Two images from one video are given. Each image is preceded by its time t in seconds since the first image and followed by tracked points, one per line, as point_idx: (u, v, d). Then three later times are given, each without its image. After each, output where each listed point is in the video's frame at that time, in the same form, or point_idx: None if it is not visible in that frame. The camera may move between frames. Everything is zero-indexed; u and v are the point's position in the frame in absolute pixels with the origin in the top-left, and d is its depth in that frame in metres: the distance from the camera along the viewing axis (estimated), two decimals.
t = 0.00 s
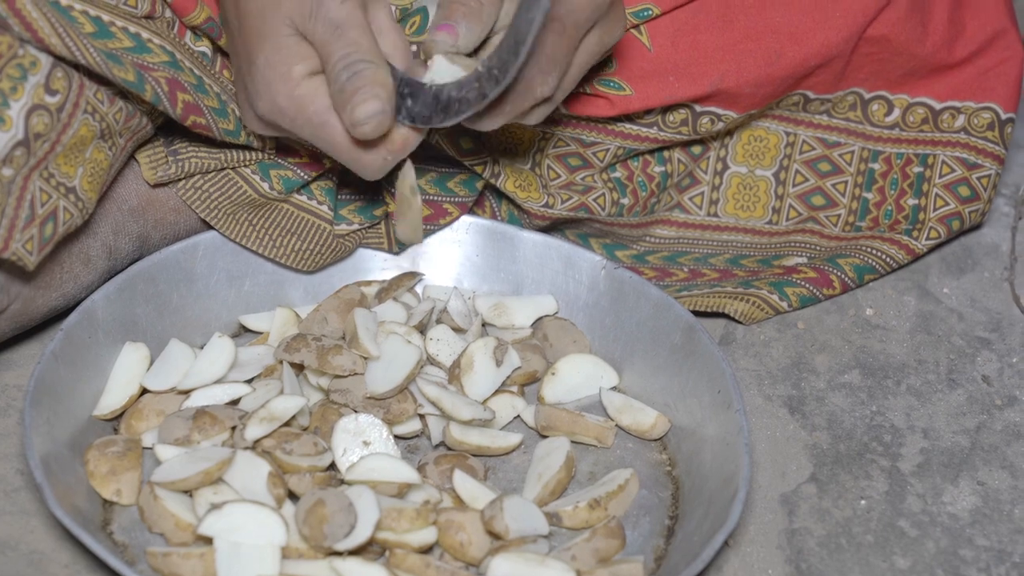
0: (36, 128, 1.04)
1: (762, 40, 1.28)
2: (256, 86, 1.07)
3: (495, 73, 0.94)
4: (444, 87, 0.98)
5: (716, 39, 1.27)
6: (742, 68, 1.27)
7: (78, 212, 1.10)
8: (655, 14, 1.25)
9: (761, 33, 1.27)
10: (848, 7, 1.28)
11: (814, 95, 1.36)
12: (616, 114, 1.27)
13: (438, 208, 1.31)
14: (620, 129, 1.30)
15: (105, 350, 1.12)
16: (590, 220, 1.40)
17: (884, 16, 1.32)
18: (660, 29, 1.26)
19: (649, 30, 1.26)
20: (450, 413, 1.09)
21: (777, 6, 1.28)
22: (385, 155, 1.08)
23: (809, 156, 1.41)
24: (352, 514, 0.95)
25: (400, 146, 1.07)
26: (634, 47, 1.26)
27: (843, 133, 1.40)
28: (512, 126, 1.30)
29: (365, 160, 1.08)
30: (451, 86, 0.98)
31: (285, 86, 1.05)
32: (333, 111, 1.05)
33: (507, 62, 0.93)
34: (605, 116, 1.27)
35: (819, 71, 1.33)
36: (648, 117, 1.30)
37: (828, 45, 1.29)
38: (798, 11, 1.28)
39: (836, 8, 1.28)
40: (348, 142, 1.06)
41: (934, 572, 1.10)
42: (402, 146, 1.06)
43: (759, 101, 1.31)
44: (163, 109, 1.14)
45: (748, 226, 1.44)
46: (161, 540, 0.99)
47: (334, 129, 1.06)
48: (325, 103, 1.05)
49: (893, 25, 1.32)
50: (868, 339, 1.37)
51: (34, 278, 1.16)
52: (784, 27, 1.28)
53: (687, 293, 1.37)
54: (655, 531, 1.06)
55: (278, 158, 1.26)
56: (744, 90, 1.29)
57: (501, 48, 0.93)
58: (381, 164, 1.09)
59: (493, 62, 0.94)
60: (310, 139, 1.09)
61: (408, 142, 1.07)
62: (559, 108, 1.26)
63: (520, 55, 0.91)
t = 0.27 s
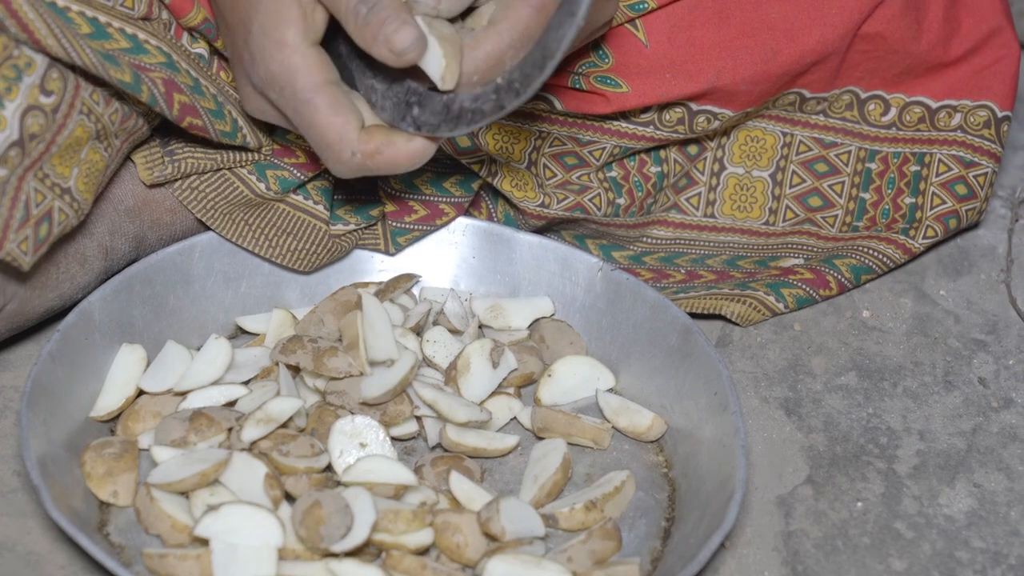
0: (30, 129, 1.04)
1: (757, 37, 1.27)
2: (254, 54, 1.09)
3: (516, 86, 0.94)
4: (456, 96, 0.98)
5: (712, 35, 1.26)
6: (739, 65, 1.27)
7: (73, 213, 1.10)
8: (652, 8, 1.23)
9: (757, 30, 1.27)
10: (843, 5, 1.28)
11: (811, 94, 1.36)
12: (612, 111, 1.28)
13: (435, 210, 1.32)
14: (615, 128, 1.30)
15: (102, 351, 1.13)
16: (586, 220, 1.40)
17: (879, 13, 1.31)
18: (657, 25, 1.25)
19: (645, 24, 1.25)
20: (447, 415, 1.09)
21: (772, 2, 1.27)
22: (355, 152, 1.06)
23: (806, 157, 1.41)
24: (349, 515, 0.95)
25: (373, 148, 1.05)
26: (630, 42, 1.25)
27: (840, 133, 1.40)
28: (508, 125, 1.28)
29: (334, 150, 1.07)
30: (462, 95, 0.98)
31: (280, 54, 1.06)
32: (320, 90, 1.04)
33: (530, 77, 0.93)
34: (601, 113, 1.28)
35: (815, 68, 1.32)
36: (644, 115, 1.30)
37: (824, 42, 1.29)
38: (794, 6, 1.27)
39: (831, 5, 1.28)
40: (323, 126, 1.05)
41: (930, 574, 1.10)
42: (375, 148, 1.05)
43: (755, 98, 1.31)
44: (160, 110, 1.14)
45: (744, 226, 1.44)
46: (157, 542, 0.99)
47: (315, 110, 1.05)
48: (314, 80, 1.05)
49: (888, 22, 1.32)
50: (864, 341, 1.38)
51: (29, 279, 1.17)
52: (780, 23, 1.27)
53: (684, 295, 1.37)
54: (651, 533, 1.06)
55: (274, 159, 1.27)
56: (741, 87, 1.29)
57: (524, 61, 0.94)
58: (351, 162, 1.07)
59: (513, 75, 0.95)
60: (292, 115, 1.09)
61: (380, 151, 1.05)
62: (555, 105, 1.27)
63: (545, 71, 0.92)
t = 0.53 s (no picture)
0: (25, 129, 1.04)
1: (751, 35, 1.27)
2: (251, 41, 1.09)
3: (504, 67, 0.98)
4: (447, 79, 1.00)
5: (706, 33, 1.27)
6: (732, 63, 1.27)
7: (68, 213, 1.10)
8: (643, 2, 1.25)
9: (751, 28, 1.27)
10: (837, 3, 1.28)
11: (806, 94, 1.36)
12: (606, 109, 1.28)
13: (430, 210, 1.32)
14: (609, 127, 1.31)
15: (97, 352, 1.13)
16: (581, 222, 1.40)
17: (874, 12, 1.31)
18: (651, 22, 1.26)
19: (639, 21, 1.26)
20: (442, 416, 1.10)
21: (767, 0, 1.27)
22: (355, 136, 1.06)
23: (801, 158, 1.41)
24: (344, 517, 0.95)
25: (373, 132, 1.05)
26: (623, 39, 1.26)
27: (835, 134, 1.40)
28: (501, 121, 1.32)
29: (333, 136, 1.07)
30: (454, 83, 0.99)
31: (278, 41, 1.06)
32: (317, 76, 1.05)
33: (517, 57, 0.97)
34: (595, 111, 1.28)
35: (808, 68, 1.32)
36: (638, 113, 1.30)
37: (818, 40, 1.29)
38: (788, 5, 1.27)
39: (825, 3, 1.28)
40: (322, 112, 1.05)
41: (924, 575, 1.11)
42: (375, 133, 1.05)
43: (749, 97, 1.32)
44: (154, 110, 1.14)
45: (740, 228, 1.44)
46: (153, 543, 0.99)
47: (313, 95, 1.05)
48: (311, 66, 1.06)
49: (883, 21, 1.32)
50: (859, 343, 1.38)
51: (24, 279, 1.17)
52: (774, 21, 1.27)
53: (680, 297, 1.37)
54: (646, 534, 1.06)
55: (271, 158, 1.27)
56: (734, 86, 1.29)
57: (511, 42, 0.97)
58: (350, 147, 1.07)
59: (501, 57, 0.98)
60: (290, 102, 1.09)
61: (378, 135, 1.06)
62: (548, 102, 1.28)
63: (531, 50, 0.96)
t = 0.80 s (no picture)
0: (27, 133, 1.04)
1: (748, 41, 1.27)
2: (269, 44, 1.11)
3: (517, 73, 1.00)
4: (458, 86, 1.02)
5: (703, 39, 1.27)
6: (730, 70, 1.28)
7: (68, 217, 1.10)
8: (641, 8, 1.25)
9: (749, 34, 1.27)
10: (835, 9, 1.28)
11: (803, 99, 1.36)
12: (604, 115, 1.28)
13: (428, 212, 1.32)
14: (607, 132, 1.31)
15: (96, 354, 1.13)
16: (578, 225, 1.40)
17: (872, 18, 1.32)
18: (649, 29, 1.26)
19: (637, 28, 1.26)
20: (440, 418, 1.10)
21: (765, 7, 1.27)
22: (370, 138, 1.06)
23: (798, 162, 1.41)
24: (342, 519, 0.95)
25: (387, 134, 1.06)
26: (621, 46, 1.26)
27: (833, 138, 1.40)
28: (500, 127, 1.31)
29: (348, 139, 1.07)
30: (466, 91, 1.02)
31: (297, 44, 1.08)
32: (333, 79, 1.07)
33: (530, 64, 0.99)
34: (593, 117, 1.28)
35: (805, 73, 1.32)
36: (636, 119, 1.30)
37: (816, 47, 1.29)
38: (786, 11, 1.27)
39: (823, 9, 1.28)
40: (337, 115, 1.06)
41: None
42: (390, 134, 1.06)
43: (746, 102, 1.32)
44: (155, 113, 1.14)
45: (737, 231, 1.45)
46: (151, 544, 0.99)
47: (329, 98, 1.06)
48: (328, 69, 1.07)
49: (881, 27, 1.32)
50: (857, 345, 1.38)
51: (23, 282, 1.17)
52: (772, 28, 1.27)
53: (677, 300, 1.37)
54: (644, 536, 1.06)
55: (269, 161, 1.27)
56: (732, 91, 1.29)
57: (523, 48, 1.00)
58: (365, 150, 1.07)
59: (513, 63, 1.00)
60: (306, 106, 1.10)
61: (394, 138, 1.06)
62: (548, 109, 1.28)
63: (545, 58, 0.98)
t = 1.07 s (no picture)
0: (25, 136, 1.04)
1: (746, 49, 1.28)
2: (280, 58, 1.11)
3: (512, 66, 0.97)
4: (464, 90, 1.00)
5: (701, 49, 1.27)
6: (727, 77, 1.28)
7: (66, 220, 1.11)
8: (642, 25, 1.25)
9: (746, 43, 1.28)
10: (832, 17, 1.29)
11: (801, 104, 1.37)
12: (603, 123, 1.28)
13: (426, 214, 1.32)
14: (606, 138, 1.31)
15: (93, 356, 1.13)
16: (575, 228, 1.40)
17: (870, 25, 1.32)
18: (647, 40, 1.26)
19: (635, 40, 1.26)
20: (436, 419, 1.10)
21: (762, 15, 1.28)
22: (393, 143, 1.05)
23: (794, 165, 1.42)
24: (338, 521, 0.95)
25: (407, 136, 1.05)
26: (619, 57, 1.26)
27: (829, 143, 1.40)
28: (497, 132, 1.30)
29: (370, 147, 1.06)
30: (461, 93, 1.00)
31: (310, 58, 1.08)
32: (350, 89, 1.07)
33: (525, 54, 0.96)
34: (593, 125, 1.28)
35: (804, 80, 1.33)
36: (633, 124, 1.31)
37: (813, 54, 1.30)
38: (783, 19, 1.28)
39: (820, 18, 1.29)
40: (357, 125, 1.06)
41: None
42: (411, 135, 1.05)
43: (744, 109, 1.32)
44: (154, 115, 1.14)
45: (734, 235, 1.45)
46: (147, 546, 0.99)
47: (348, 108, 1.06)
48: (342, 79, 1.07)
49: (879, 34, 1.33)
50: (853, 347, 1.38)
51: (20, 285, 1.17)
52: (769, 36, 1.28)
53: (672, 302, 1.37)
54: (640, 538, 1.06)
55: (267, 163, 1.28)
56: (730, 98, 1.30)
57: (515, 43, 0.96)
58: (389, 155, 1.06)
59: (508, 56, 0.97)
60: (324, 117, 1.10)
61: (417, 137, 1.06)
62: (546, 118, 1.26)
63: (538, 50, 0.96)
